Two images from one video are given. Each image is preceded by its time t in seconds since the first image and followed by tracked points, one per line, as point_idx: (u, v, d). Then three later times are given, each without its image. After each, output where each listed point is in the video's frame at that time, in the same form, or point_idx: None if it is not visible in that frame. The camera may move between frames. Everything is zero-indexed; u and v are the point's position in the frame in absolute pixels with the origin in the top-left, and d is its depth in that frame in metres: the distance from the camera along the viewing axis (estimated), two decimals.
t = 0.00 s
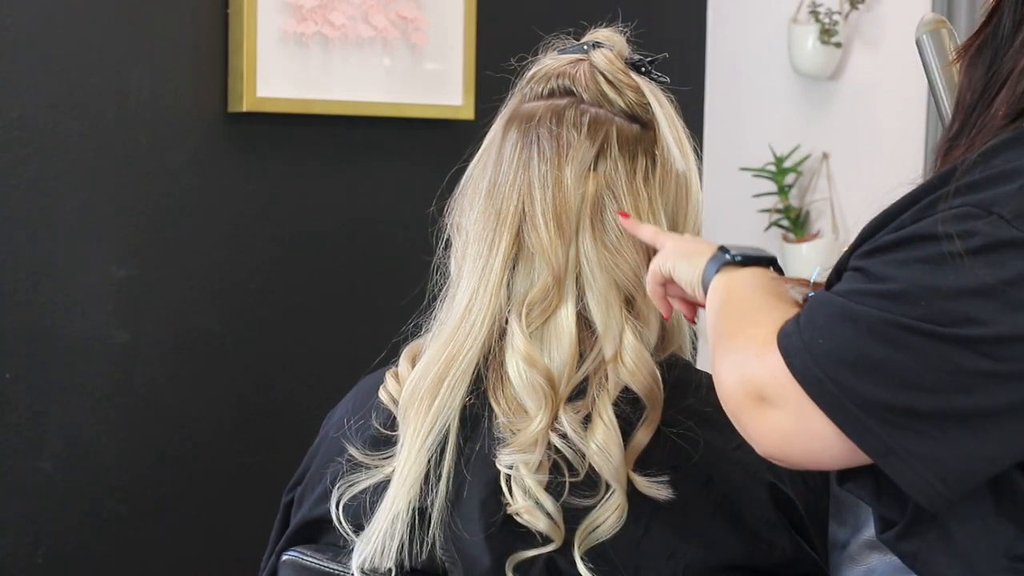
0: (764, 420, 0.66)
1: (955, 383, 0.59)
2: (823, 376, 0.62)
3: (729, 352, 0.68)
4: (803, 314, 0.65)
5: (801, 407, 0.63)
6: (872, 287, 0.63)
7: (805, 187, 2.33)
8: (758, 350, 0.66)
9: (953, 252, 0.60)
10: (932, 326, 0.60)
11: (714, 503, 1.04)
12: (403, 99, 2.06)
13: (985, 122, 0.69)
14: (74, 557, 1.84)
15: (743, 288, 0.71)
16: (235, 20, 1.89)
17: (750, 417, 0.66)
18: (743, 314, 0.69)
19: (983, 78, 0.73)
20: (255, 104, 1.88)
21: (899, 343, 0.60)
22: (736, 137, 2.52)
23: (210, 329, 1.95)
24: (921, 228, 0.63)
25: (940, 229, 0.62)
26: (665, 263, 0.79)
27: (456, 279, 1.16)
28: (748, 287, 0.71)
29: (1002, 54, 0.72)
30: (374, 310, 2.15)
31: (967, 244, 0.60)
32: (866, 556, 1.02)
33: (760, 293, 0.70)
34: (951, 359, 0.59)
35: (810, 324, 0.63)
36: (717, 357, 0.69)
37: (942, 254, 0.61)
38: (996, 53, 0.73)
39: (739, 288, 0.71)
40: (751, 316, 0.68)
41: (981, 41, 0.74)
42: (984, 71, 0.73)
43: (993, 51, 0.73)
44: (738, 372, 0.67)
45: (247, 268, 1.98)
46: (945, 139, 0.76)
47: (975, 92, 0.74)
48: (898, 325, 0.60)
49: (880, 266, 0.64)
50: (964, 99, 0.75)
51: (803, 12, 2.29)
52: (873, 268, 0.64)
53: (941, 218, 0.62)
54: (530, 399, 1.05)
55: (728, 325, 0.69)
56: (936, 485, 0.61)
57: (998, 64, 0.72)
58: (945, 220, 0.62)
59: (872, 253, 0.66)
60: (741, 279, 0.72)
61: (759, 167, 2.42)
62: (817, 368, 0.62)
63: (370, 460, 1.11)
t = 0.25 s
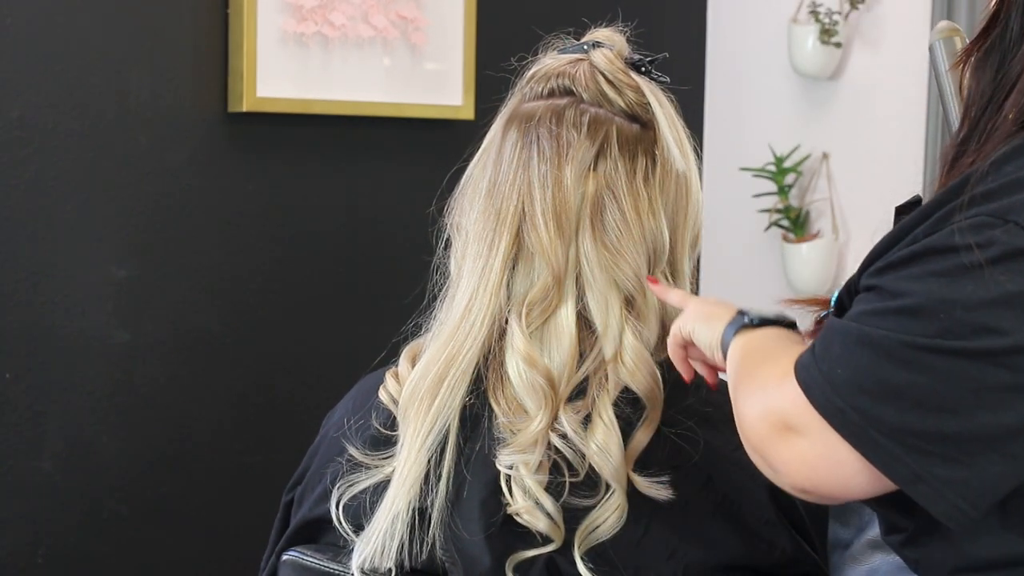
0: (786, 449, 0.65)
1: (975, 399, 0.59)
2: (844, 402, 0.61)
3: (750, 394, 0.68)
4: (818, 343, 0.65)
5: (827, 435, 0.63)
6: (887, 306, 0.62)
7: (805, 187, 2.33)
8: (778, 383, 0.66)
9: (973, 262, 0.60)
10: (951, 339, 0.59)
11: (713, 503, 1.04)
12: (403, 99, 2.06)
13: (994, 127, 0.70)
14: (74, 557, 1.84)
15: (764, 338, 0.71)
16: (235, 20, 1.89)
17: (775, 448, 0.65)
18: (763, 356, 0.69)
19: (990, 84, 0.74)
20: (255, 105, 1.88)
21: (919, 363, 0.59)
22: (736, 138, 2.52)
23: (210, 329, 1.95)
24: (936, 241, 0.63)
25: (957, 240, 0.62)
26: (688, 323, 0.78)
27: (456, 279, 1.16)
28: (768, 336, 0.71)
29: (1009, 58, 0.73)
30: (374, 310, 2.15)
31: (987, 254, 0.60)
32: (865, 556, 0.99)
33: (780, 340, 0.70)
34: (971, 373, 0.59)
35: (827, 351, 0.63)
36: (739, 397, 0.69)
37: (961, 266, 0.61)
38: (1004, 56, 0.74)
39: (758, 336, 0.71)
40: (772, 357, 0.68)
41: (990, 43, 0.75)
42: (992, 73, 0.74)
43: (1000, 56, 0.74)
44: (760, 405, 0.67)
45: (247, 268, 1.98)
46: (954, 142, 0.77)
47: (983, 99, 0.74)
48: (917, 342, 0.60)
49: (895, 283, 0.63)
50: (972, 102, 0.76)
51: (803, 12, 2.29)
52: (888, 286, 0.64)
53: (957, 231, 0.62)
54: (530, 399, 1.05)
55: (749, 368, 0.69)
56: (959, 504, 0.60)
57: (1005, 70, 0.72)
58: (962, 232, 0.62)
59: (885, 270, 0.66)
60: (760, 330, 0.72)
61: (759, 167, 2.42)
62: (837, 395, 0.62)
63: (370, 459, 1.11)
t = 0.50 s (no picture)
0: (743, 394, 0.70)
1: (949, 368, 0.64)
2: (820, 354, 0.66)
3: (680, 325, 0.72)
4: (792, 289, 0.70)
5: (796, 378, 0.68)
6: (869, 272, 0.66)
7: (805, 187, 2.33)
8: (733, 324, 0.70)
9: (956, 241, 0.64)
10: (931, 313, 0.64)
11: (713, 503, 1.04)
12: (403, 99, 2.06)
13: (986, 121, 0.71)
14: (74, 558, 1.84)
15: (672, 270, 0.75)
16: (235, 21, 1.89)
17: (734, 386, 0.71)
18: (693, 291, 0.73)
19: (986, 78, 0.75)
20: (255, 105, 1.88)
21: (894, 328, 0.65)
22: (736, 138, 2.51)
23: (210, 329, 1.95)
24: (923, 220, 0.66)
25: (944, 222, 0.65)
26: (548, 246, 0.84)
27: (456, 279, 1.16)
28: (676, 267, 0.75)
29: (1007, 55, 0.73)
30: (374, 310, 2.15)
31: (969, 234, 0.64)
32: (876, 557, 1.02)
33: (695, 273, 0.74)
34: (946, 344, 0.64)
35: (806, 303, 0.68)
36: (674, 332, 0.73)
37: (943, 242, 0.65)
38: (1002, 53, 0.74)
39: (668, 268, 0.75)
40: (707, 295, 0.73)
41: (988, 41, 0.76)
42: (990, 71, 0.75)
43: (998, 51, 0.75)
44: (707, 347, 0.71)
45: (247, 267, 1.98)
46: (949, 138, 0.78)
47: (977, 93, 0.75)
48: (899, 313, 0.65)
49: (879, 251, 0.67)
50: (970, 100, 0.76)
51: (803, 12, 2.29)
52: (872, 251, 0.68)
53: (943, 211, 0.66)
54: (530, 399, 1.05)
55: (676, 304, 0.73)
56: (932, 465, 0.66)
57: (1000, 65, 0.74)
58: (947, 208, 0.65)
59: (868, 236, 0.69)
60: (664, 261, 0.76)
61: (759, 167, 2.42)
62: (813, 347, 0.67)
63: (370, 459, 1.11)
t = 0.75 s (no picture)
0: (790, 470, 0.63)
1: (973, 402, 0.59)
2: (844, 413, 0.61)
3: (721, 409, 0.66)
4: (812, 354, 0.64)
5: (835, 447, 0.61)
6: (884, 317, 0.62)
7: (805, 187, 2.33)
8: (769, 399, 0.64)
9: (971, 265, 0.60)
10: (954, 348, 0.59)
11: (713, 503, 1.04)
12: (403, 99, 2.05)
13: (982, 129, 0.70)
14: (74, 557, 1.84)
15: (714, 365, 0.70)
16: (235, 21, 1.89)
17: (777, 466, 0.63)
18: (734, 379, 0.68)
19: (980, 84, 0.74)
20: (255, 105, 1.88)
21: (921, 373, 0.59)
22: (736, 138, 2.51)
23: (210, 329, 1.95)
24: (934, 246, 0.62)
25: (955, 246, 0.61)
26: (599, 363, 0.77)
27: (456, 279, 1.16)
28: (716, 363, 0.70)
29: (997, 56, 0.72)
30: (374, 310, 2.14)
31: (986, 256, 0.60)
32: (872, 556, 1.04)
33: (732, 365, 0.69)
34: (969, 378, 0.59)
35: (824, 364, 0.63)
36: (715, 417, 0.66)
37: (958, 271, 0.60)
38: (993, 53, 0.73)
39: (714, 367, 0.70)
40: (743, 376, 0.67)
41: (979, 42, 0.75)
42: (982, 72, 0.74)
43: (990, 53, 0.73)
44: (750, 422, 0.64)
45: (247, 267, 1.98)
46: (947, 142, 0.77)
47: (971, 98, 0.74)
48: (918, 353, 0.59)
49: (891, 290, 0.63)
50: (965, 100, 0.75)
51: (803, 12, 2.29)
52: (882, 291, 0.64)
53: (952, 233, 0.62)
54: (530, 399, 1.05)
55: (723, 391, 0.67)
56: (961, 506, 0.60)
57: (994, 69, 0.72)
58: (958, 233, 0.61)
59: (878, 276, 0.65)
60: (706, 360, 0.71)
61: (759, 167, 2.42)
62: (838, 406, 0.61)
63: (370, 460, 1.11)
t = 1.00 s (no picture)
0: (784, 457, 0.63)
1: (970, 398, 0.59)
2: (839, 403, 0.60)
3: (731, 370, 0.66)
4: (809, 338, 0.63)
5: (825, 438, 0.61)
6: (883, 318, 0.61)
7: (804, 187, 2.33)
8: (769, 377, 0.64)
9: (972, 261, 0.60)
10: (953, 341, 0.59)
11: (715, 501, 1.04)
12: (403, 99, 2.05)
13: (983, 127, 0.69)
14: (74, 557, 1.84)
15: (749, 297, 0.67)
16: (235, 21, 1.89)
17: (765, 446, 0.64)
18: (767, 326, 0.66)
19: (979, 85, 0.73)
20: (256, 105, 1.88)
21: (920, 368, 0.59)
22: (736, 138, 2.51)
23: (210, 329, 1.95)
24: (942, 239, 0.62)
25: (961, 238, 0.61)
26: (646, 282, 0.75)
27: (456, 279, 1.16)
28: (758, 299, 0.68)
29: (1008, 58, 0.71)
30: (373, 310, 2.14)
31: (987, 252, 0.59)
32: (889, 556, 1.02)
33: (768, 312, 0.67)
34: (967, 373, 0.59)
35: (821, 353, 0.62)
36: (725, 377, 0.66)
37: (958, 264, 0.60)
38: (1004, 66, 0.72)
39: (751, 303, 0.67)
40: (758, 338, 0.66)
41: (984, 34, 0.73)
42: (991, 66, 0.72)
43: (990, 54, 0.73)
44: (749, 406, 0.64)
45: (247, 267, 1.98)
46: (946, 142, 0.76)
47: (972, 99, 0.74)
48: (915, 346, 0.59)
49: (890, 283, 0.63)
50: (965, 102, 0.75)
51: (803, 12, 2.29)
52: (883, 284, 0.63)
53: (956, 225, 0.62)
54: (530, 399, 1.05)
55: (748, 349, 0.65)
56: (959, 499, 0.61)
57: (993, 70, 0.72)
58: (960, 228, 0.61)
59: (878, 270, 0.65)
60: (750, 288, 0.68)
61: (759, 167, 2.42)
62: (833, 396, 0.61)
63: (370, 460, 1.11)
